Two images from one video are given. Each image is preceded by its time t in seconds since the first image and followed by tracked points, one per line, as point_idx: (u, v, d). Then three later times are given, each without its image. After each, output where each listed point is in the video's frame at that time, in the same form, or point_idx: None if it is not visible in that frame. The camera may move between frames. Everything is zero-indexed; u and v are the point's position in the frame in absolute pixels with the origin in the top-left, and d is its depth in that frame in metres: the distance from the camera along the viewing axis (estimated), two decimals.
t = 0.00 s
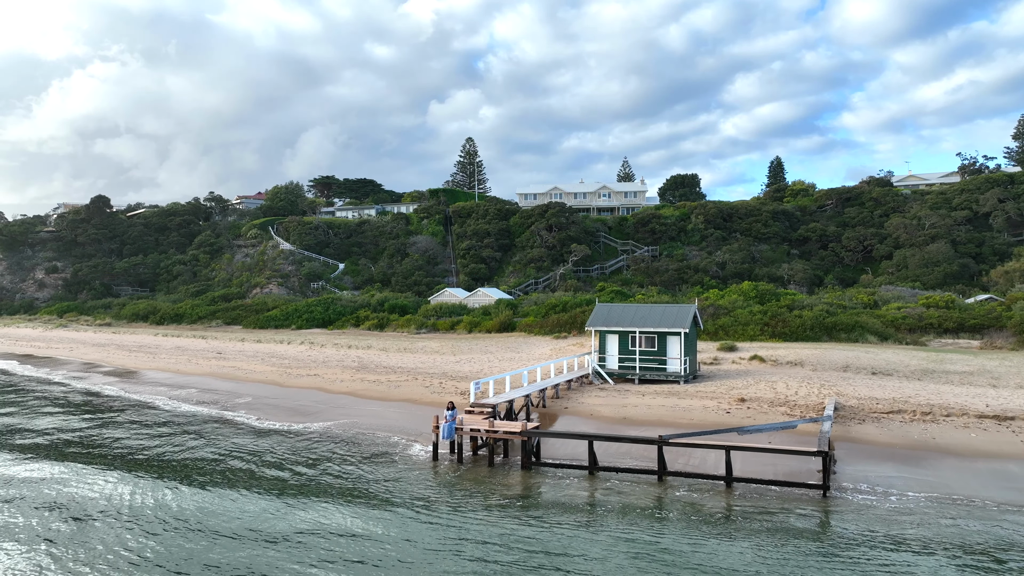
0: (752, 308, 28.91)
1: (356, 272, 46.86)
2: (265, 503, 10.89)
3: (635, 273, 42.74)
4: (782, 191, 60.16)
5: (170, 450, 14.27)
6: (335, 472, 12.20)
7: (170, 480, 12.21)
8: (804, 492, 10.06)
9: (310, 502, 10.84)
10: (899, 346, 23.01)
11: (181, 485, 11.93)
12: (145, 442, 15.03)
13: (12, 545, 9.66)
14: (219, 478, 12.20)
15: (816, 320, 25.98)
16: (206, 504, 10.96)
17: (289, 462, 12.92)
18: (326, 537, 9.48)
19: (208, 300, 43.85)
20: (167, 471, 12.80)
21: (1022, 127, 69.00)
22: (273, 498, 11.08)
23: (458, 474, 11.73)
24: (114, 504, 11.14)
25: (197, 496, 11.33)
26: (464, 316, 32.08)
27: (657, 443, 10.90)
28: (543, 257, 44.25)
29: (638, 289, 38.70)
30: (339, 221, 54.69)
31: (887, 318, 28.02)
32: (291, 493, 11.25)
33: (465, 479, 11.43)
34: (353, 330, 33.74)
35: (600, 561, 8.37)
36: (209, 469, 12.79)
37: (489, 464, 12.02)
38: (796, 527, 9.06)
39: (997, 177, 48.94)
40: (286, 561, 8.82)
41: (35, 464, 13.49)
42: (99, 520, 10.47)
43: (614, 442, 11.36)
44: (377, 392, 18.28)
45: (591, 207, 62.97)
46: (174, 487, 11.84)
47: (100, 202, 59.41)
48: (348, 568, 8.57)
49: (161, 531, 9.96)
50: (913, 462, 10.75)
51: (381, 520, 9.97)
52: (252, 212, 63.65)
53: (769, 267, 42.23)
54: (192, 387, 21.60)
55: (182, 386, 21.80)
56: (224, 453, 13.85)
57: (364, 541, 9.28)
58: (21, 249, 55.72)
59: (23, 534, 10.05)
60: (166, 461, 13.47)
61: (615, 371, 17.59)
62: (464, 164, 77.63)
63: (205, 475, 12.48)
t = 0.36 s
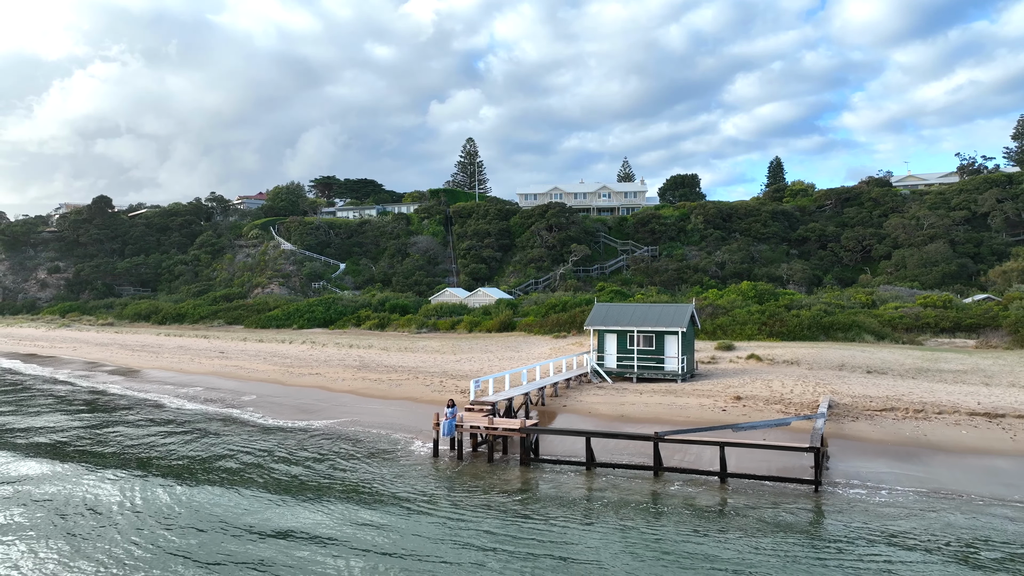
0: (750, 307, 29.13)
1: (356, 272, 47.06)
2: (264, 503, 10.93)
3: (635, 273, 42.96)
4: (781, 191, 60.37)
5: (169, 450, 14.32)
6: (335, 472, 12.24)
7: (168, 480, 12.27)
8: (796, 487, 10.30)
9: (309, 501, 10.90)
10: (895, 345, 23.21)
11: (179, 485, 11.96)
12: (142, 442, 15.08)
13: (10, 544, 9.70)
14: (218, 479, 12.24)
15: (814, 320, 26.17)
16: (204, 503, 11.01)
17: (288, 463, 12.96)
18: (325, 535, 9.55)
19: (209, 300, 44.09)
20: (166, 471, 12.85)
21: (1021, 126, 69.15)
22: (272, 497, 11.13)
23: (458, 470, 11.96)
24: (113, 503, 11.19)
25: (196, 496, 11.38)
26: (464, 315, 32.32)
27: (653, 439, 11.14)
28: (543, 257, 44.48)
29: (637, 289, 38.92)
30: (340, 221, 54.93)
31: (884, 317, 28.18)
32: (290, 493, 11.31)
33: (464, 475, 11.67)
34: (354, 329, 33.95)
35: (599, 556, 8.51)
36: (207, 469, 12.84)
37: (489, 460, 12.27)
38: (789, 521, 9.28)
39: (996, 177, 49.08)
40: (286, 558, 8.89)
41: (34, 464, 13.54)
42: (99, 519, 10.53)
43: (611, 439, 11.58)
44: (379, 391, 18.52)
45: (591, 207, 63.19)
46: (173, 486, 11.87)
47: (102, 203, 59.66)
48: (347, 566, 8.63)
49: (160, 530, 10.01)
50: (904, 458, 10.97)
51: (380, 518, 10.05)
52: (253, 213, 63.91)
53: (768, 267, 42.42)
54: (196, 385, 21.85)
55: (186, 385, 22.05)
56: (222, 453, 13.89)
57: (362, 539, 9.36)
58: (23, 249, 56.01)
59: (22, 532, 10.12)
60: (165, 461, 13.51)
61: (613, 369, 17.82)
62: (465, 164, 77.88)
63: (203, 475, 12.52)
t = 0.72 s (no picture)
0: (748, 307, 29.35)
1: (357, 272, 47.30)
2: (262, 502, 11.01)
3: (635, 273, 43.19)
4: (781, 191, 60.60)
5: (166, 450, 14.38)
6: (333, 471, 12.34)
7: (167, 479, 12.36)
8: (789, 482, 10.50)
9: (308, 500, 10.98)
10: (892, 345, 23.39)
11: (178, 484, 12.03)
12: (139, 442, 15.12)
13: (10, 543, 9.79)
14: (217, 478, 12.31)
15: (812, 319, 26.37)
16: (204, 502, 11.09)
17: (286, 462, 13.05)
18: (325, 533, 9.64)
19: (211, 300, 44.32)
20: (164, 471, 12.91)
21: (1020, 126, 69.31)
22: (271, 497, 11.21)
23: (458, 467, 12.17)
24: (112, 503, 11.24)
25: (195, 496, 11.45)
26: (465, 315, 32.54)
27: (649, 435, 11.35)
28: (543, 257, 44.72)
29: (637, 289, 39.13)
30: (341, 222, 55.20)
31: (881, 317, 28.35)
32: (288, 493, 11.40)
33: (464, 471, 11.88)
34: (355, 329, 34.19)
35: (598, 550, 8.67)
36: (205, 469, 12.90)
37: (488, 457, 12.49)
38: (782, 514, 9.49)
39: (995, 177, 49.26)
40: (287, 556, 8.98)
41: (30, 463, 13.57)
42: (98, 518, 10.59)
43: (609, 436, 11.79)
44: (380, 389, 18.74)
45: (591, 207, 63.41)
46: (172, 486, 11.93)
47: (103, 203, 59.94)
48: (347, 563, 8.75)
49: (160, 530, 10.08)
50: (896, 454, 11.17)
51: (379, 517, 10.15)
52: (254, 213, 64.19)
53: (767, 267, 42.62)
54: (200, 384, 22.10)
55: (190, 383, 22.28)
56: (219, 453, 13.95)
57: (361, 537, 9.45)
58: (26, 250, 56.23)
59: (20, 532, 10.15)
60: (162, 460, 13.57)
61: (612, 368, 18.05)
62: (465, 164, 78.14)
63: (201, 475, 12.58)
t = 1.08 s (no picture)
0: (747, 306, 29.57)
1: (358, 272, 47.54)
2: (261, 501, 11.13)
3: (634, 273, 43.41)
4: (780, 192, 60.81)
5: (168, 450, 14.51)
6: (331, 471, 12.39)
7: (169, 478, 12.48)
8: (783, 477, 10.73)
9: (306, 500, 11.03)
10: (890, 345, 23.59)
11: (176, 485, 12.06)
12: (136, 443, 15.18)
13: (12, 540, 9.90)
14: (215, 478, 12.37)
15: (809, 319, 26.58)
16: (202, 502, 11.15)
17: (285, 463, 13.11)
18: (323, 533, 9.68)
19: (213, 299, 44.56)
20: (161, 471, 12.94)
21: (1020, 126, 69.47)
22: (270, 495, 11.33)
23: (458, 463, 12.39)
24: (108, 503, 11.26)
25: (193, 496, 11.48)
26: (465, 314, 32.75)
27: (646, 432, 11.57)
28: (543, 257, 44.98)
29: (637, 288, 39.35)
30: (342, 222, 55.46)
31: (879, 317, 28.56)
32: (286, 493, 11.42)
33: (464, 467, 12.10)
34: (356, 329, 34.43)
35: (594, 543, 8.88)
36: (203, 469, 12.97)
37: (489, 453, 12.72)
38: (776, 508, 9.70)
39: (993, 178, 49.44)
40: (285, 556, 9.02)
41: (26, 464, 13.61)
42: (95, 519, 10.63)
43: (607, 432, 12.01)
44: (382, 387, 18.97)
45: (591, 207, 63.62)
46: (169, 487, 11.96)
47: (106, 203, 60.24)
48: (346, 558, 8.90)
49: (158, 530, 10.11)
50: (887, 450, 11.40)
51: (377, 517, 10.20)
52: (256, 213, 64.45)
53: (766, 266, 42.83)
54: (203, 382, 22.34)
55: (193, 382, 22.51)
56: (216, 453, 14.01)
57: (359, 537, 9.50)
58: (28, 249, 56.44)
59: (17, 532, 10.18)
60: (163, 460, 13.69)
61: (610, 367, 18.26)
62: (466, 165, 78.40)
63: (200, 475, 12.64)
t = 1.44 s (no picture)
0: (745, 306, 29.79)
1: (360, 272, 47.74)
2: (262, 498, 11.25)
3: (634, 272, 43.62)
4: (780, 192, 61.02)
5: (170, 448, 14.64)
6: (331, 471, 12.46)
7: (170, 477, 12.61)
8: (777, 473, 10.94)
9: (306, 499, 11.11)
10: (886, 343, 23.80)
11: (175, 484, 12.15)
12: (135, 443, 15.25)
13: (15, 538, 10.03)
14: (214, 478, 12.44)
15: (807, 318, 26.80)
16: (203, 500, 11.28)
17: (284, 462, 13.18)
18: (322, 531, 9.78)
19: (214, 299, 44.75)
20: (161, 471, 13.02)
21: (1019, 127, 69.66)
22: (270, 493, 11.45)
23: (458, 460, 12.60)
24: (108, 503, 11.35)
25: (193, 495, 11.57)
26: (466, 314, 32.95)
27: (643, 429, 11.78)
28: (543, 257, 45.21)
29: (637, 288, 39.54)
30: (343, 222, 55.68)
31: (877, 316, 28.76)
32: (285, 492, 11.49)
33: (465, 464, 12.31)
34: (358, 328, 34.64)
35: (591, 537, 9.09)
36: (204, 468, 13.08)
37: (489, 450, 12.94)
38: (770, 502, 9.94)
39: (991, 178, 49.65)
40: (285, 553, 9.11)
41: (26, 463, 13.69)
42: (95, 518, 10.72)
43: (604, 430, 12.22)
44: (384, 386, 19.20)
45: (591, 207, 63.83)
46: (169, 486, 12.04)
47: (107, 203, 60.45)
48: (346, 553, 9.05)
49: (158, 529, 10.19)
50: (880, 447, 11.59)
51: (377, 515, 10.28)
52: (257, 213, 64.67)
53: (766, 266, 43.03)
54: (206, 381, 22.54)
55: (196, 381, 22.70)
56: (215, 453, 14.07)
57: (359, 535, 9.58)
58: (30, 249, 56.66)
59: (18, 531, 10.28)
60: (165, 459, 13.81)
61: (609, 366, 18.46)
62: (466, 165, 78.61)
63: (201, 473, 12.77)
